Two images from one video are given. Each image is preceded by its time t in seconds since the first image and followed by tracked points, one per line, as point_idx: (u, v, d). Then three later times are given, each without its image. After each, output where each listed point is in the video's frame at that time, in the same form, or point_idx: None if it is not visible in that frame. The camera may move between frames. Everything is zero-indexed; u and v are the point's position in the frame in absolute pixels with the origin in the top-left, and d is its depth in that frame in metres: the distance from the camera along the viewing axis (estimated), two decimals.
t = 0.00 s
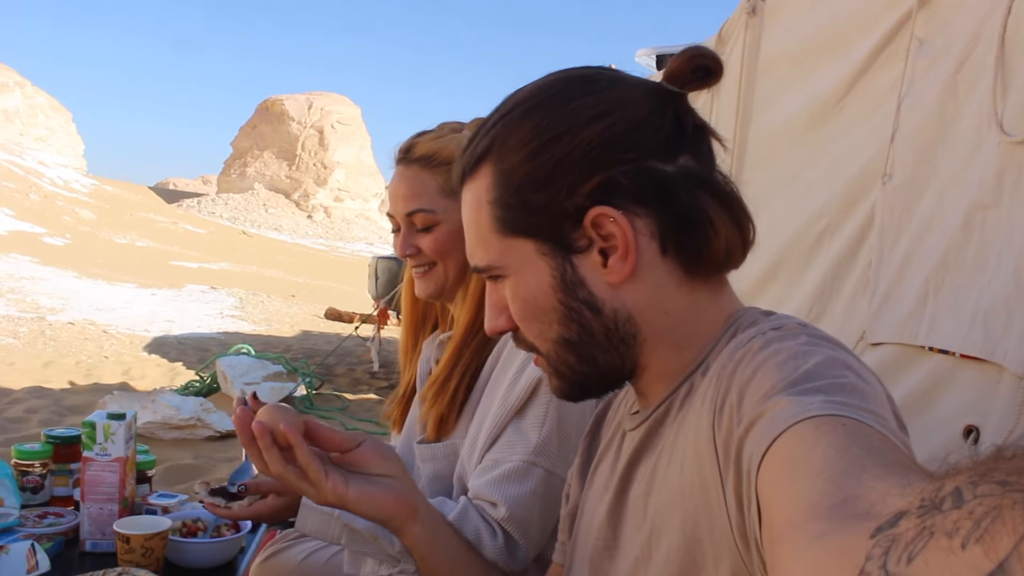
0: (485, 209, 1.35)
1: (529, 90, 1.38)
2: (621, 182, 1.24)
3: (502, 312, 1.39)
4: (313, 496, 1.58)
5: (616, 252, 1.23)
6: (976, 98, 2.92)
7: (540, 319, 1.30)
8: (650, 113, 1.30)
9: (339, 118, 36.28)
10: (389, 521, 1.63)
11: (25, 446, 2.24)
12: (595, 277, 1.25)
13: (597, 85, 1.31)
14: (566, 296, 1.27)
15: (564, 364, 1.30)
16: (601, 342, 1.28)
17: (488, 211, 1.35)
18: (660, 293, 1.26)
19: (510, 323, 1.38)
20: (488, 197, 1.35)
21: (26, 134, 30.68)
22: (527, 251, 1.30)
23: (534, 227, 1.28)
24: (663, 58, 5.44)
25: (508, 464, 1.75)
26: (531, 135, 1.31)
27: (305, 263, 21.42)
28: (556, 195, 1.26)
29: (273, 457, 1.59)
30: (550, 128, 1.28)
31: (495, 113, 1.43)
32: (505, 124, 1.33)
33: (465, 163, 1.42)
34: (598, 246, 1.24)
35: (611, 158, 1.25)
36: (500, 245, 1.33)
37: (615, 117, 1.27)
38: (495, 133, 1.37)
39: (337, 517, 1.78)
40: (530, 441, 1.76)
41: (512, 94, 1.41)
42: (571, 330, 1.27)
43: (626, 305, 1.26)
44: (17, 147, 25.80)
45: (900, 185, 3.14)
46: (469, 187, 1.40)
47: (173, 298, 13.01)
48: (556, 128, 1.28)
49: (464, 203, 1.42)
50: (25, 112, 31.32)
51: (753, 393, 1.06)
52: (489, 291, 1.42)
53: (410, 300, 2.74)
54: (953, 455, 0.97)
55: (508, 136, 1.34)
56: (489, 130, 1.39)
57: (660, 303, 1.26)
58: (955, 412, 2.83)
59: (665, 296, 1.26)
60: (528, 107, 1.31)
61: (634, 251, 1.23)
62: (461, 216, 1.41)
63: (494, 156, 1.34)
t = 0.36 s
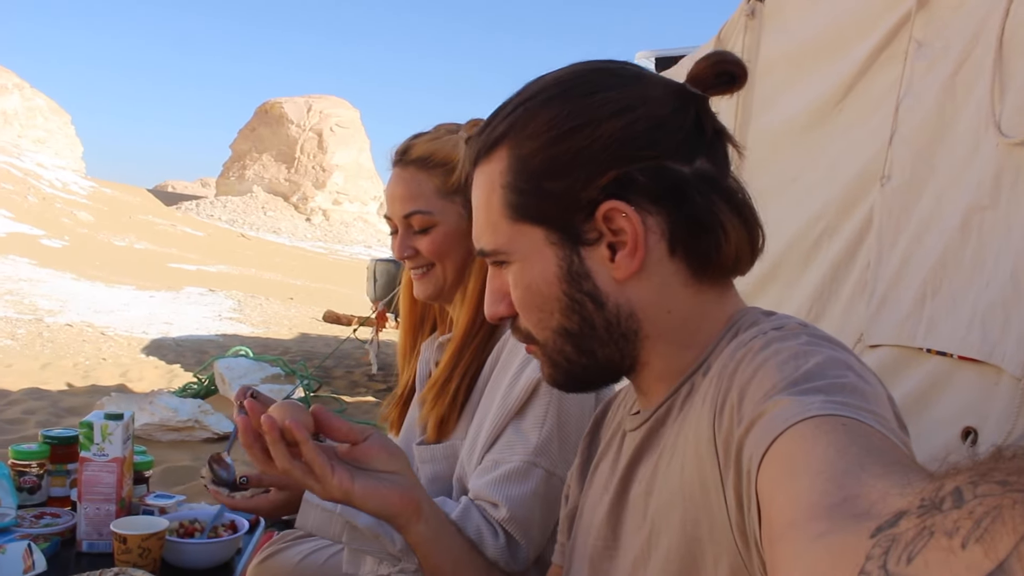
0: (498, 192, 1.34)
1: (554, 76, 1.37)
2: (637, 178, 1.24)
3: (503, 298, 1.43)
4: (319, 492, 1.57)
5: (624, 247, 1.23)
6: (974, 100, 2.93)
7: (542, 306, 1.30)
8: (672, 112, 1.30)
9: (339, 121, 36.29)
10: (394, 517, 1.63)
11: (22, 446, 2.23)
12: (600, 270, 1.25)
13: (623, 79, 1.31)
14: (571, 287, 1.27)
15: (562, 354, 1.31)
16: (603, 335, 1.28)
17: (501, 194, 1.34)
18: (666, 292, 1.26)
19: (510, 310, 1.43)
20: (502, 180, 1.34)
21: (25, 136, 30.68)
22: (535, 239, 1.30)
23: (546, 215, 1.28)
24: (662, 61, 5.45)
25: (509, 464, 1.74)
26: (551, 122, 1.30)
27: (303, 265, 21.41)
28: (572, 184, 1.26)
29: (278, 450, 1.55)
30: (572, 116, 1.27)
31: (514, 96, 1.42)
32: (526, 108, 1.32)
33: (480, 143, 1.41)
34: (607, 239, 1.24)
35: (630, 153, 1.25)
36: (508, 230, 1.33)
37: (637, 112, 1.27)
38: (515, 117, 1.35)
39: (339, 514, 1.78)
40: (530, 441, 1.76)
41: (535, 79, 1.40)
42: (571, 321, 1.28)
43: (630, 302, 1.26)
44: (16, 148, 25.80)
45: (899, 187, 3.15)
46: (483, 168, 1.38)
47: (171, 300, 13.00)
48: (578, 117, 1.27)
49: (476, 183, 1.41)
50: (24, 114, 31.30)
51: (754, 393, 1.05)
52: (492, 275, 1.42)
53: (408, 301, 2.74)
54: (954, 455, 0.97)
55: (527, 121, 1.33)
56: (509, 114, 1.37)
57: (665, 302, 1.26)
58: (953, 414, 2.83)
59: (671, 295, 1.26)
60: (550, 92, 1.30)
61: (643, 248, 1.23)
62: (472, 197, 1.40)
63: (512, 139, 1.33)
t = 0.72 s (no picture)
0: (466, 246, 1.30)
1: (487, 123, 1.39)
2: (602, 188, 1.26)
3: (502, 351, 1.34)
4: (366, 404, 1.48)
5: (610, 258, 1.23)
6: (993, 100, 2.90)
7: (547, 346, 1.27)
8: (608, 123, 1.34)
9: (357, 120, 36.44)
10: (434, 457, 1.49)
11: (41, 436, 2.27)
12: (594, 289, 1.24)
13: (553, 107, 1.34)
14: (569, 315, 1.25)
15: (578, 387, 1.28)
16: (610, 354, 1.26)
17: (469, 247, 1.30)
18: (654, 294, 1.26)
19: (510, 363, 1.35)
20: (466, 232, 1.31)
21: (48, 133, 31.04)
22: (520, 277, 1.26)
23: (525, 250, 1.26)
24: (680, 60, 5.43)
25: (521, 460, 1.76)
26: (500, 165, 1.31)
27: (321, 263, 21.52)
28: (540, 214, 1.25)
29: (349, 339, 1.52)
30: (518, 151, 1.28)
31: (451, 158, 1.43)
32: (472, 160, 1.32)
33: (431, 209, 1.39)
34: (593, 257, 1.23)
35: (585, 167, 1.27)
36: (490, 281, 1.29)
37: (578, 131, 1.30)
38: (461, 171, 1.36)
39: (353, 504, 1.78)
40: (542, 439, 1.77)
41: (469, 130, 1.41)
42: (579, 351, 1.25)
43: (622, 313, 1.25)
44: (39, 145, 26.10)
45: (915, 187, 3.12)
46: (442, 229, 1.36)
47: (190, 296, 13.12)
48: (525, 152, 1.29)
49: (438, 242, 1.37)
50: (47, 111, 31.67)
51: (757, 389, 1.06)
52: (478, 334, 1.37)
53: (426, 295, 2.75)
54: (956, 451, 0.97)
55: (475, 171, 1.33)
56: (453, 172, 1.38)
57: (657, 304, 1.26)
58: (969, 414, 2.85)
59: (659, 296, 1.26)
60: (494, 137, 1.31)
61: (628, 255, 1.23)
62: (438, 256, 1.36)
63: (467, 191, 1.32)
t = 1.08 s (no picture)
0: (470, 250, 1.31)
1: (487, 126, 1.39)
2: (604, 187, 1.26)
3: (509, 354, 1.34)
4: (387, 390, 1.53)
5: (615, 258, 1.24)
6: (998, 106, 2.91)
7: (554, 347, 1.27)
8: (609, 121, 1.34)
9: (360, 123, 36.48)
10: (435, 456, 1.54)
11: (43, 433, 2.28)
12: (598, 289, 1.24)
13: (553, 108, 1.34)
14: (574, 315, 1.25)
15: (585, 388, 1.29)
16: (616, 354, 1.26)
17: (473, 250, 1.31)
18: (660, 292, 1.26)
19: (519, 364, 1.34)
20: (470, 235, 1.31)
21: (51, 133, 31.10)
22: (525, 279, 1.27)
23: (529, 253, 1.26)
24: (684, 66, 5.45)
25: (529, 456, 1.77)
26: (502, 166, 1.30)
27: (322, 266, 21.53)
28: (544, 216, 1.25)
29: (383, 316, 1.54)
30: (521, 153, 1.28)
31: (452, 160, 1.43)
32: (474, 164, 1.32)
33: (434, 212, 1.39)
34: (597, 257, 1.24)
35: (587, 168, 1.27)
36: (495, 284, 1.29)
37: (579, 131, 1.30)
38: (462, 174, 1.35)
39: (359, 500, 1.80)
40: (551, 436, 1.77)
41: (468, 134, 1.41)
42: (585, 351, 1.26)
43: (627, 311, 1.25)
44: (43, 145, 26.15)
45: (919, 193, 3.13)
46: (445, 233, 1.36)
47: (191, 298, 13.13)
48: (527, 153, 1.28)
49: (443, 246, 1.37)
50: (51, 112, 31.73)
51: (759, 388, 1.06)
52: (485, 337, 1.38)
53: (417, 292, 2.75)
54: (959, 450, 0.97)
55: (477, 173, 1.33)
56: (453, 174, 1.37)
57: (664, 303, 1.27)
58: (970, 418, 2.85)
59: (667, 293, 1.27)
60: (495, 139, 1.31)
61: (633, 254, 1.24)
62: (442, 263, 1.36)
63: (469, 195, 1.32)
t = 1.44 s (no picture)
0: (495, 205, 1.31)
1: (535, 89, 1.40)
2: (640, 170, 1.27)
3: (508, 317, 1.34)
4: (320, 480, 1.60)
5: (636, 241, 1.25)
6: (1003, 108, 2.92)
7: (556, 317, 1.27)
8: (655, 108, 1.36)
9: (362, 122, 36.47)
10: (393, 521, 1.64)
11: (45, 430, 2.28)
12: (615, 268, 1.25)
13: (603, 82, 1.35)
14: (585, 290, 1.26)
15: (580, 363, 1.29)
16: (619, 337, 1.27)
17: (498, 207, 1.31)
18: (674, 282, 1.28)
19: (516, 329, 1.34)
20: (497, 192, 1.31)
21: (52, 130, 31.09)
22: (544, 246, 1.27)
23: (553, 222, 1.27)
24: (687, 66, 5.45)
25: (531, 453, 1.77)
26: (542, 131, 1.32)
27: (324, 265, 21.54)
28: (575, 186, 1.27)
29: (288, 429, 1.60)
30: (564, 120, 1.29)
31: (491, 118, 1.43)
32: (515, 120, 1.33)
33: (466, 164, 1.40)
34: (620, 237, 1.25)
35: (625, 148, 1.28)
36: (512, 243, 1.29)
37: (624, 111, 1.32)
38: (500, 132, 1.36)
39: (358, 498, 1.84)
40: (553, 432, 1.77)
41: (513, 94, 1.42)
42: (587, 327, 1.26)
43: (640, 297, 1.26)
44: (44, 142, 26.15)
45: (925, 194, 3.13)
46: (472, 186, 1.36)
47: (192, 296, 13.13)
48: (568, 121, 1.30)
49: (467, 199, 1.37)
50: (52, 109, 31.72)
51: (759, 387, 1.06)
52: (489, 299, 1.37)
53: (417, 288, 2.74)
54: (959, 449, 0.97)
55: (515, 134, 1.34)
56: (492, 131, 1.38)
57: (675, 295, 1.28)
58: (973, 419, 2.85)
59: (681, 286, 1.28)
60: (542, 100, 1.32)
61: (655, 240, 1.24)
62: (464, 216, 1.37)
63: (504, 152, 1.33)
